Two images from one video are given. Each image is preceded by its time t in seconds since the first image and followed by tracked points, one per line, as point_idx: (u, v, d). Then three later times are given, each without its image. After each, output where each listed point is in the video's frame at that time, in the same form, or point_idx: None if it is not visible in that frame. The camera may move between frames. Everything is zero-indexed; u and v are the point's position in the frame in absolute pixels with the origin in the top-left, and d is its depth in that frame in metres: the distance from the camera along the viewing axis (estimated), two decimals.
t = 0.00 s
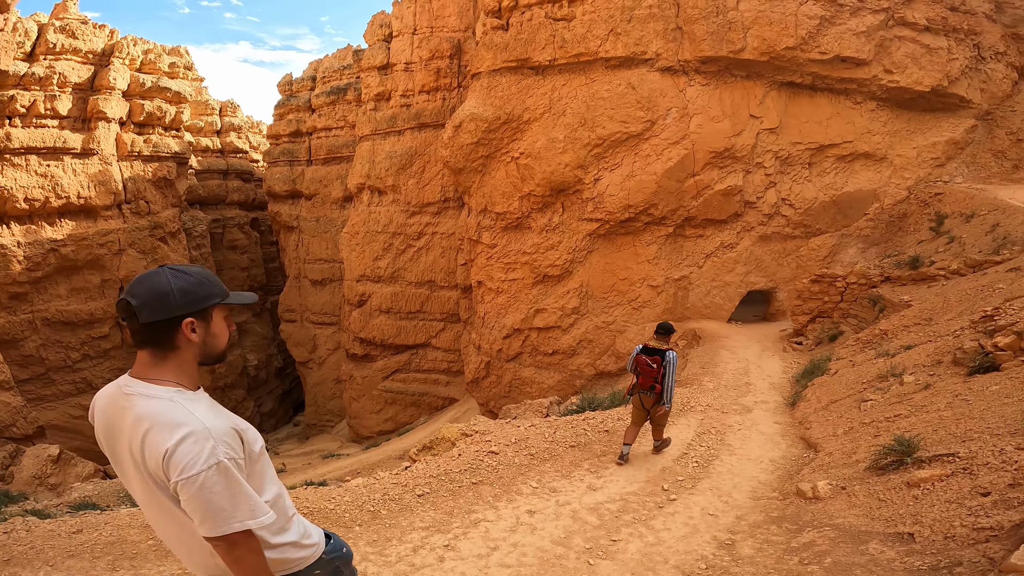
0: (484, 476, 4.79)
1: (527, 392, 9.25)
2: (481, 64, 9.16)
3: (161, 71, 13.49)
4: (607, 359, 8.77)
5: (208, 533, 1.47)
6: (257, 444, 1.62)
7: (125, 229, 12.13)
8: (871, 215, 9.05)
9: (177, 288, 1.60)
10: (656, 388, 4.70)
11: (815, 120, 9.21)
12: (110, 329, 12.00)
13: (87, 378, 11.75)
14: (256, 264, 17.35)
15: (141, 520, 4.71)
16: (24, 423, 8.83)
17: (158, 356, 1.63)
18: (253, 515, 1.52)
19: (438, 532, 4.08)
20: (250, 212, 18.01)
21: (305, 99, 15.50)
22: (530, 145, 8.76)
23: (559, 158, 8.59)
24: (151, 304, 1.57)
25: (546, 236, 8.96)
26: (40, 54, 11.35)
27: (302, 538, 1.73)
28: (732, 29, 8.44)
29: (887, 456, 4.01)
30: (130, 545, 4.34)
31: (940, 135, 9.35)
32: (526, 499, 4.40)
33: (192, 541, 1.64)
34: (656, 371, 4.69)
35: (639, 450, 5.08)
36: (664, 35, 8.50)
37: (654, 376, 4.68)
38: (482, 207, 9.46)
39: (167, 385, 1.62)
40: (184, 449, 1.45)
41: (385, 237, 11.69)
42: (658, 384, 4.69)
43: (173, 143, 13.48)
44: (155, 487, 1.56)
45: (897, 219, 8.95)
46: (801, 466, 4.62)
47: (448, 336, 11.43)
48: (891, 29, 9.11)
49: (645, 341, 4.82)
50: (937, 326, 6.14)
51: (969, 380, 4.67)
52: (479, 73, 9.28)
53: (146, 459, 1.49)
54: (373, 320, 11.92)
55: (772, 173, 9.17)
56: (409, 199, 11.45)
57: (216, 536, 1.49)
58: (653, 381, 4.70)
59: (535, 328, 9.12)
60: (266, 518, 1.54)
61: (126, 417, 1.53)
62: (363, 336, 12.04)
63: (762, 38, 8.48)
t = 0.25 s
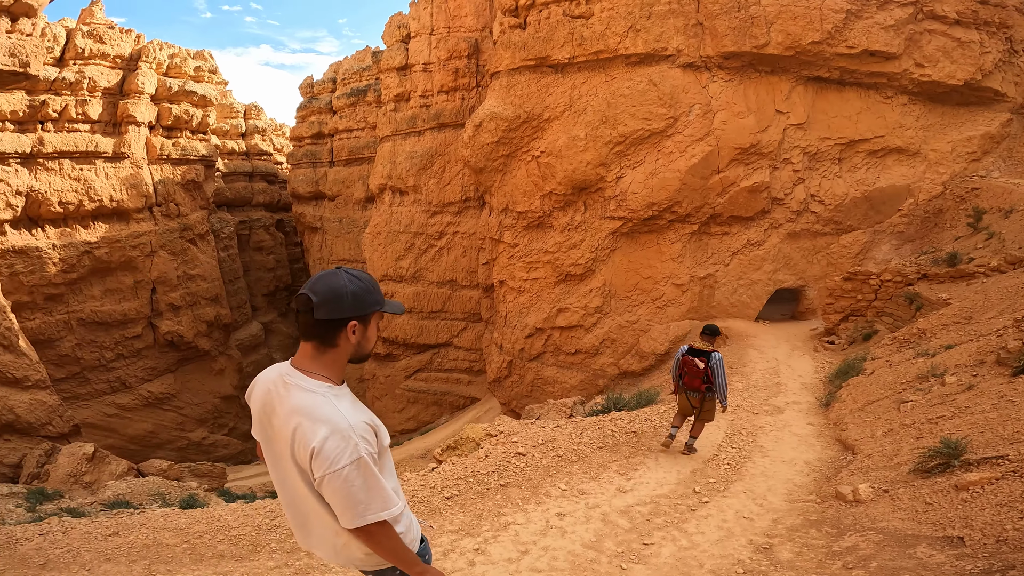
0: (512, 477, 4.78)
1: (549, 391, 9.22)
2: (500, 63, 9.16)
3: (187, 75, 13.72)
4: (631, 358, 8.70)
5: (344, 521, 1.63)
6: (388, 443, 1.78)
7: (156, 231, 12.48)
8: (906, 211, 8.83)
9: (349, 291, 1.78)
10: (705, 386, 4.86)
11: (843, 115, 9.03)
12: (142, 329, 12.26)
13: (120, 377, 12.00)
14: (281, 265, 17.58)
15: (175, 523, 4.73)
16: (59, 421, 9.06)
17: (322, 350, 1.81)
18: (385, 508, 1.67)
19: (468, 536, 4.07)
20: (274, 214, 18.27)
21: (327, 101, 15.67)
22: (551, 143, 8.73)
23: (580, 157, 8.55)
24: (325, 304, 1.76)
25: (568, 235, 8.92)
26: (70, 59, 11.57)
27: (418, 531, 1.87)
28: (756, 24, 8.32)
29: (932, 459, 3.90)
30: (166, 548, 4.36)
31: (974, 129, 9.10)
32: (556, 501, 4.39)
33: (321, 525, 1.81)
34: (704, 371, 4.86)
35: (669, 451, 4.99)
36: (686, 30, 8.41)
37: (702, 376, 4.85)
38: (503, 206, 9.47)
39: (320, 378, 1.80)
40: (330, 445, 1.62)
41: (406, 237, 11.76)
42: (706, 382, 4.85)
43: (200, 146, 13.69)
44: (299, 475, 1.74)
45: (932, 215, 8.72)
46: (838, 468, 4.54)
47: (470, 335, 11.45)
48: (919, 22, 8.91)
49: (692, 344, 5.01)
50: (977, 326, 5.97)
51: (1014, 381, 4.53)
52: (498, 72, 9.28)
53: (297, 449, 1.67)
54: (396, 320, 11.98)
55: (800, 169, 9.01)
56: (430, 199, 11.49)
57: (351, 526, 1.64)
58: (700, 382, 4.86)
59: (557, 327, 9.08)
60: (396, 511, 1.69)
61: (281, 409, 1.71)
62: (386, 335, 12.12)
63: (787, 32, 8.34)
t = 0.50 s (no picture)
0: (550, 476, 4.86)
1: (580, 388, 9.19)
2: (530, 57, 9.12)
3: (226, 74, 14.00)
4: (665, 356, 8.61)
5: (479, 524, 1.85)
6: (525, 455, 1.98)
7: (198, 227, 12.81)
8: (959, 207, 8.50)
9: (499, 320, 1.97)
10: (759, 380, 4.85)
11: (890, 108, 8.72)
12: (185, 322, 12.61)
13: (165, 369, 12.35)
14: (316, 259, 17.87)
15: (219, 520, 4.82)
16: (106, 411, 9.08)
17: (471, 370, 2.00)
18: (517, 514, 1.87)
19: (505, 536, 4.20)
20: (309, 209, 18.59)
21: (358, 98, 15.83)
22: (583, 138, 8.65)
23: (614, 151, 8.46)
24: (479, 331, 1.95)
25: (601, 231, 8.86)
26: (114, 60, 11.96)
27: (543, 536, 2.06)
28: (796, 16, 8.08)
29: (996, 464, 3.77)
30: (208, 545, 4.43)
31: None
32: (594, 502, 4.42)
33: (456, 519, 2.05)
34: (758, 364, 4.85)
35: (708, 453, 4.99)
36: (721, 23, 8.25)
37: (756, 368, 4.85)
38: (535, 202, 9.45)
39: (468, 394, 2.01)
40: (479, 456, 1.83)
41: (438, 232, 11.82)
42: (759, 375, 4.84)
43: (239, 144, 13.94)
44: (447, 476, 1.98)
45: (988, 212, 8.38)
46: (891, 472, 4.45)
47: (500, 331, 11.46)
48: (968, 12, 8.57)
49: (745, 337, 4.99)
50: None
51: None
52: (528, 67, 9.23)
53: (450, 455, 1.89)
54: (427, 315, 12.07)
55: (844, 163, 8.76)
56: (461, 195, 11.52)
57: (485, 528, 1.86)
58: (753, 375, 4.85)
59: (590, 323, 9.03)
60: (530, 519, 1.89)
61: (437, 420, 1.95)
62: (417, 330, 12.21)
63: (829, 24, 8.10)
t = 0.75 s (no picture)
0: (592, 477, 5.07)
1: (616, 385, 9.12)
2: (567, 50, 9.03)
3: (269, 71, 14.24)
4: (706, 355, 8.47)
5: (628, 494, 2.12)
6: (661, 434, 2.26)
7: (246, 220, 13.12)
8: None
9: (652, 305, 2.24)
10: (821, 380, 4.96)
11: (953, 100, 8.38)
12: (233, 312, 12.97)
13: (213, 358, 12.75)
14: (355, 252, 18.15)
15: (262, 516, 4.88)
16: (158, 399, 8.97)
17: (622, 354, 2.27)
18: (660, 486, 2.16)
19: (549, 539, 4.29)
20: (349, 203, 18.91)
21: (396, 93, 15.96)
22: (623, 131, 8.53)
23: (655, 144, 8.32)
24: (636, 315, 2.22)
25: (641, 225, 8.73)
26: (165, 58, 12.36)
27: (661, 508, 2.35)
28: (847, 7, 7.79)
29: None
30: (253, 543, 4.48)
31: None
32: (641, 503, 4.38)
33: (593, 492, 2.32)
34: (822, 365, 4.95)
35: (756, 456, 4.96)
36: (767, 14, 8.01)
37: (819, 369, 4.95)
38: (572, 195, 9.37)
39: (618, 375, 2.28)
40: (638, 430, 2.11)
41: (474, 226, 11.85)
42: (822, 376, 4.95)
43: (283, 139, 14.23)
44: (592, 448, 2.25)
45: None
46: (957, 480, 4.29)
47: (535, 325, 11.42)
48: None
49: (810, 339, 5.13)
50: None
51: None
52: (565, 60, 9.14)
53: (606, 428, 2.17)
54: (462, 308, 12.13)
55: (905, 157, 8.37)
56: (497, 188, 11.51)
57: (633, 498, 2.13)
58: (815, 375, 4.96)
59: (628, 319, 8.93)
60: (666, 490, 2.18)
61: (592, 401, 2.23)
62: (452, 323, 12.28)
63: (884, 15, 7.79)
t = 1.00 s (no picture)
0: (641, 482, 5.19)
1: (655, 382, 9.02)
2: (606, 43, 8.94)
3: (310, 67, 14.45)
4: (751, 355, 8.27)
5: (789, 507, 2.29)
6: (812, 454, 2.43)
7: (290, 214, 13.37)
8: None
9: (816, 334, 2.36)
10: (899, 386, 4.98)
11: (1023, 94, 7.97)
12: (277, 303, 13.26)
13: (258, 347, 13.08)
14: (393, 246, 18.34)
15: (304, 518, 4.94)
16: (207, 388, 9.18)
17: (786, 379, 2.39)
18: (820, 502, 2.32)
19: (599, 549, 4.36)
20: (388, 197, 19.14)
21: (433, 88, 16.01)
22: (666, 124, 8.38)
23: (700, 138, 8.14)
24: (804, 343, 2.34)
25: (684, 220, 8.57)
26: (213, 56, 12.69)
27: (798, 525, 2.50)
28: None
29: None
30: (297, 547, 4.54)
31: None
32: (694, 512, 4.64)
33: (746, 507, 2.46)
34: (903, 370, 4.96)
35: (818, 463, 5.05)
36: (819, 4, 7.71)
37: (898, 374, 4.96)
38: (612, 189, 9.31)
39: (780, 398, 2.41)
40: (814, 447, 2.27)
41: (511, 220, 11.83)
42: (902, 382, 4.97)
43: (324, 134, 14.47)
44: (756, 465, 2.38)
45: None
46: None
47: (571, 320, 11.33)
48: None
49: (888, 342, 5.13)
50: None
51: None
52: (604, 53, 9.10)
53: (781, 445, 2.30)
54: (499, 302, 12.14)
55: (971, 152, 7.97)
56: (534, 182, 11.46)
57: (792, 510, 2.30)
58: (895, 379, 4.97)
59: (669, 316, 8.81)
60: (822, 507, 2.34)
61: (757, 421, 2.36)
62: (488, 317, 12.30)
63: (949, 7, 7.42)
